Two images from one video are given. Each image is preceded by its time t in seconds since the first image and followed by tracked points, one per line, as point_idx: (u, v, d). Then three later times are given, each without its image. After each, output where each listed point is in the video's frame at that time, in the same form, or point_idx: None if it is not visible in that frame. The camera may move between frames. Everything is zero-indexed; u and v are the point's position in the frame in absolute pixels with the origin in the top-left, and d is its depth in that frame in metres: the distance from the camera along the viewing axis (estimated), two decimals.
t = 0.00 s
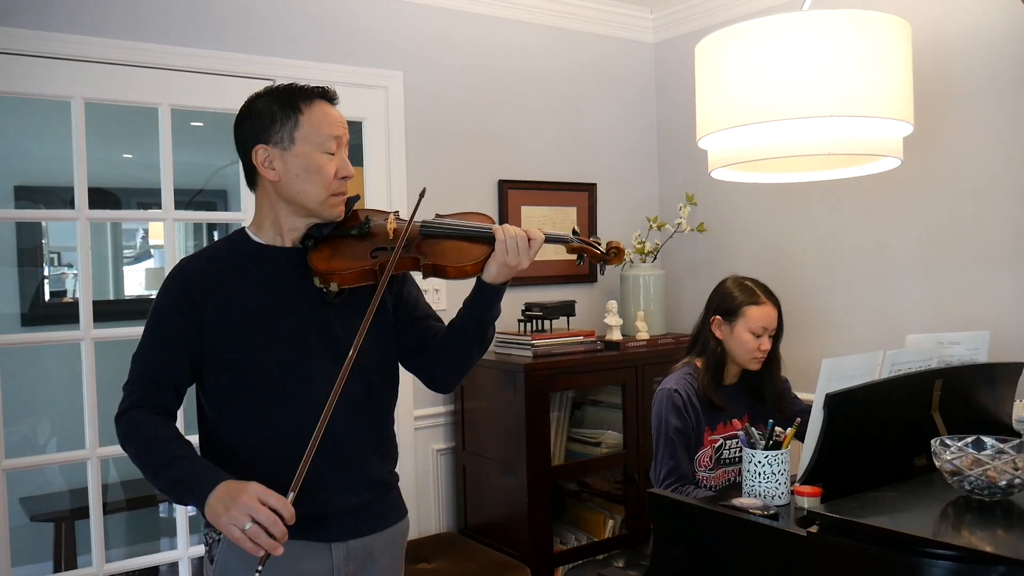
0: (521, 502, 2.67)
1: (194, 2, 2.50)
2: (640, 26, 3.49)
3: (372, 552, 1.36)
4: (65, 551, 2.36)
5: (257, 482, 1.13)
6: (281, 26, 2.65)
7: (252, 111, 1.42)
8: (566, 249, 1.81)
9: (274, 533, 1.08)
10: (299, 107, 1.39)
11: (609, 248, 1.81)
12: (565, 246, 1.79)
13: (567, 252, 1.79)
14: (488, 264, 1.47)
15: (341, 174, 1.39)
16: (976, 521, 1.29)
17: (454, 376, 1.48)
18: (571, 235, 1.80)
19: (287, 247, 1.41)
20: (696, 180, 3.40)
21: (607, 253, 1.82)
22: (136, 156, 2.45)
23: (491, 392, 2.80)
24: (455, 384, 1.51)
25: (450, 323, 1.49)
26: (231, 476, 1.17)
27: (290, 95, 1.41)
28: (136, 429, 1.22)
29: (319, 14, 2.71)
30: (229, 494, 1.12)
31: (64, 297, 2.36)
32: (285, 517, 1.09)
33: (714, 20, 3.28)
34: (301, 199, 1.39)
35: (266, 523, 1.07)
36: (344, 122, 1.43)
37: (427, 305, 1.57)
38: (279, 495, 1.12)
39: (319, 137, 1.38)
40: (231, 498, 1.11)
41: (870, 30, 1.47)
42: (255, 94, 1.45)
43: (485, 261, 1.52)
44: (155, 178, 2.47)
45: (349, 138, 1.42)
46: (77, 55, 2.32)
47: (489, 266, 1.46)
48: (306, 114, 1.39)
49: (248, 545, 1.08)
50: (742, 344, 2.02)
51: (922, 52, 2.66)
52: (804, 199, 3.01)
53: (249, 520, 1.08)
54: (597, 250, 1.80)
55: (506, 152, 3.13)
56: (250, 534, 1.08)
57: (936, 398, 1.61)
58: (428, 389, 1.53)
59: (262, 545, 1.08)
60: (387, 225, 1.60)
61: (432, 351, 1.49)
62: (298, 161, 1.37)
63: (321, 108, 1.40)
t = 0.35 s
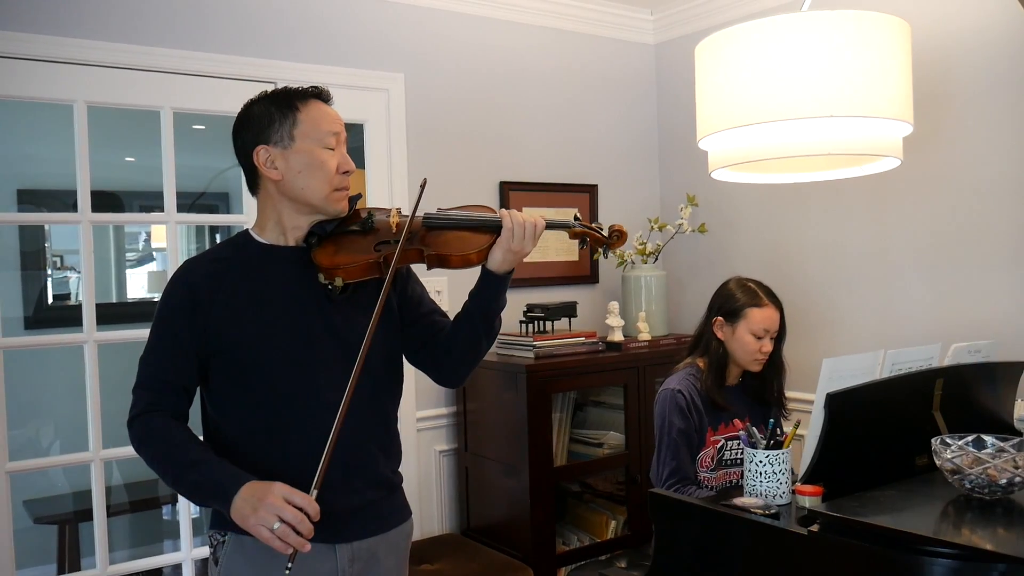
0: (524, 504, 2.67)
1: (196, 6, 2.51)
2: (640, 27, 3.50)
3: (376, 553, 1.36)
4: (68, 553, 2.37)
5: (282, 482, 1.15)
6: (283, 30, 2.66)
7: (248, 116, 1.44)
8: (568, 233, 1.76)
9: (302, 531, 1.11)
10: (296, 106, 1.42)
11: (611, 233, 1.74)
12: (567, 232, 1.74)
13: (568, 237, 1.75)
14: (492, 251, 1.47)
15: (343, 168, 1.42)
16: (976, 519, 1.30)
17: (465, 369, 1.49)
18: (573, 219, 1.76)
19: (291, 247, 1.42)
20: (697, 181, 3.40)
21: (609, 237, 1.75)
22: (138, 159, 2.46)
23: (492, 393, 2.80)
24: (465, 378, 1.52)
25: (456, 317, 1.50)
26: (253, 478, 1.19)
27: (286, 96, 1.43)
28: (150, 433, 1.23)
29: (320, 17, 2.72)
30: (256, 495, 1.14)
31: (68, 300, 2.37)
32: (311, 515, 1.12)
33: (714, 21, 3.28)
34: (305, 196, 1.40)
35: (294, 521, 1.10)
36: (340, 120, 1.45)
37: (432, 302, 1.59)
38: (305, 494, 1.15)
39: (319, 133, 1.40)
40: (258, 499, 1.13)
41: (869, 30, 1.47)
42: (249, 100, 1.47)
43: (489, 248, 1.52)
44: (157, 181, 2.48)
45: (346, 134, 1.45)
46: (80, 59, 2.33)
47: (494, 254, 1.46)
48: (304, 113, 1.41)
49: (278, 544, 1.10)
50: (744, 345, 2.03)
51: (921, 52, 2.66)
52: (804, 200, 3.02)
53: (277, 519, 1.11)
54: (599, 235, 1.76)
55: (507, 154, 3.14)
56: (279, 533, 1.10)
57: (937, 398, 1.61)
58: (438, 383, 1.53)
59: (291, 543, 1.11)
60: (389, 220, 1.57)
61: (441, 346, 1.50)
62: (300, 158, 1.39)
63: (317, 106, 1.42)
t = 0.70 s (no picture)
0: (526, 504, 2.68)
1: (198, 8, 2.52)
2: (641, 28, 3.50)
3: (378, 553, 1.37)
4: (71, 554, 2.37)
5: (303, 468, 1.16)
6: (285, 31, 2.67)
7: (249, 116, 1.45)
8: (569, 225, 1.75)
9: (326, 514, 1.11)
10: (297, 105, 1.43)
11: (612, 223, 1.75)
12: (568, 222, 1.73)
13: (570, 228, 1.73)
14: (496, 245, 1.47)
15: (344, 166, 1.43)
16: (976, 519, 1.30)
17: (470, 364, 1.50)
18: (573, 211, 1.74)
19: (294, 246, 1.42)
20: (698, 182, 3.40)
21: (611, 227, 1.76)
22: (141, 160, 2.47)
23: (494, 394, 2.81)
24: (470, 373, 1.52)
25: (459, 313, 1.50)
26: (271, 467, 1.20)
27: (286, 96, 1.44)
28: (158, 431, 1.23)
29: (322, 19, 2.73)
30: (278, 482, 1.15)
31: (71, 301, 2.38)
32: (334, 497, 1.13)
33: (715, 23, 3.29)
34: (307, 194, 1.41)
35: (318, 504, 1.10)
36: (340, 119, 1.46)
37: (434, 299, 1.59)
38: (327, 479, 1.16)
39: (319, 131, 1.41)
40: (280, 485, 1.14)
41: (870, 31, 1.48)
42: (250, 101, 1.48)
43: (490, 241, 1.54)
44: (159, 183, 2.49)
45: (347, 133, 1.46)
46: (83, 60, 2.34)
47: (498, 249, 1.46)
48: (305, 112, 1.42)
49: (302, 529, 1.10)
50: (740, 344, 2.03)
51: (922, 53, 2.66)
52: (806, 201, 3.02)
53: (301, 503, 1.11)
54: (599, 225, 1.75)
55: (509, 155, 3.14)
56: (303, 517, 1.10)
57: (939, 399, 1.61)
58: (444, 381, 1.54)
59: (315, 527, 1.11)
60: (391, 218, 1.57)
61: (445, 341, 1.50)
62: (301, 156, 1.40)
63: (317, 105, 1.44)
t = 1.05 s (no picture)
0: (531, 505, 2.68)
1: (204, 11, 2.54)
2: (645, 30, 3.51)
3: (384, 552, 1.37)
4: (78, 555, 2.39)
5: (324, 450, 1.18)
6: (289, 34, 2.68)
7: (254, 118, 1.46)
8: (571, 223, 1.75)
9: (351, 493, 1.13)
10: (303, 107, 1.44)
11: (614, 220, 1.76)
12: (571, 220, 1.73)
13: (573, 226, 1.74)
14: (502, 247, 1.49)
15: (348, 167, 1.44)
16: (980, 518, 1.30)
17: (477, 363, 1.51)
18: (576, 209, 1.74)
19: (299, 247, 1.43)
20: (702, 183, 3.41)
21: (613, 225, 1.76)
22: (146, 163, 2.48)
23: (499, 395, 2.82)
24: (478, 371, 1.53)
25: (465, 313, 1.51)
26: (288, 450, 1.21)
27: (291, 98, 1.45)
28: (168, 429, 1.24)
29: (326, 21, 2.74)
30: (300, 464, 1.16)
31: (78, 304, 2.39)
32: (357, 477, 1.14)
33: (719, 24, 3.29)
34: (312, 195, 1.42)
35: (343, 484, 1.12)
36: (344, 121, 1.48)
37: (439, 299, 1.60)
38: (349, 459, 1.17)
39: (325, 132, 1.42)
40: (303, 467, 1.15)
41: (873, 32, 1.48)
42: (255, 103, 1.49)
43: (494, 239, 1.52)
44: (165, 185, 2.51)
45: (351, 134, 1.47)
46: (89, 64, 2.36)
47: (504, 250, 1.47)
48: (310, 114, 1.43)
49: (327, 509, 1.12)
50: (745, 343, 2.03)
51: (926, 53, 2.67)
52: (810, 201, 3.02)
53: (325, 484, 1.13)
54: (602, 222, 1.75)
55: (513, 156, 3.15)
56: (328, 497, 1.12)
57: (943, 398, 1.61)
58: (452, 379, 1.55)
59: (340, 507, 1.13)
60: (395, 219, 1.59)
61: (451, 341, 1.51)
62: (306, 157, 1.41)
63: (322, 107, 1.45)
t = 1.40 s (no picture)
0: (532, 503, 2.69)
1: (207, 10, 2.55)
2: (648, 30, 3.51)
3: (385, 548, 1.38)
4: (80, 553, 2.39)
5: (342, 416, 1.19)
6: (293, 33, 2.69)
7: (256, 116, 1.46)
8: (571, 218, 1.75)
9: (370, 456, 1.14)
10: (305, 104, 1.45)
11: (614, 214, 1.75)
12: (571, 215, 1.73)
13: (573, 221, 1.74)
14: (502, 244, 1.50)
15: (350, 164, 1.45)
16: (980, 516, 1.30)
17: (478, 359, 1.51)
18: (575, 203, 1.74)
19: (300, 243, 1.44)
20: (705, 183, 3.41)
21: (613, 219, 1.75)
22: (150, 162, 2.49)
23: (500, 393, 2.82)
24: (479, 367, 1.54)
25: (466, 310, 1.51)
26: (305, 422, 1.23)
27: (293, 96, 1.46)
28: (172, 419, 1.24)
29: (329, 21, 2.75)
30: (319, 430, 1.18)
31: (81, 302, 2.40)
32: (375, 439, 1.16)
33: (722, 24, 3.30)
34: (314, 191, 1.42)
35: (362, 446, 1.14)
36: (346, 118, 1.49)
37: (440, 295, 1.60)
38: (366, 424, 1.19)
39: (326, 130, 1.43)
40: (322, 433, 1.17)
41: (875, 32, 1.48)
42: (257, 101, 1.50)
43: (493, 234, 1.51)
44: (168, 184, 2.52)
45: (352, 132, 1.48)
46: (93, 63, 2.37)
47: (505, 246, 1.48)
48: (312, 111, 1.44)
49: (348, 472, 1.13)
50: (746, 341, 2.04)
51: (929, 54, 2.67)
52: (812, 201, 3.02)
53: (345, 448, 1.14)
54: (601, 217, 1.75)
55: (516, 156, 3.16)
56: (349, 460, 1.13)
57: (943, 397, 1.61)
58: (454, 376, 1.55)
59: (360, 469, 1.14)
60: (396, 215, 1.58)
61: (452, 338, 1.52)
62: (308, 154, 1.41)
63: (324, 105, 1.46)
